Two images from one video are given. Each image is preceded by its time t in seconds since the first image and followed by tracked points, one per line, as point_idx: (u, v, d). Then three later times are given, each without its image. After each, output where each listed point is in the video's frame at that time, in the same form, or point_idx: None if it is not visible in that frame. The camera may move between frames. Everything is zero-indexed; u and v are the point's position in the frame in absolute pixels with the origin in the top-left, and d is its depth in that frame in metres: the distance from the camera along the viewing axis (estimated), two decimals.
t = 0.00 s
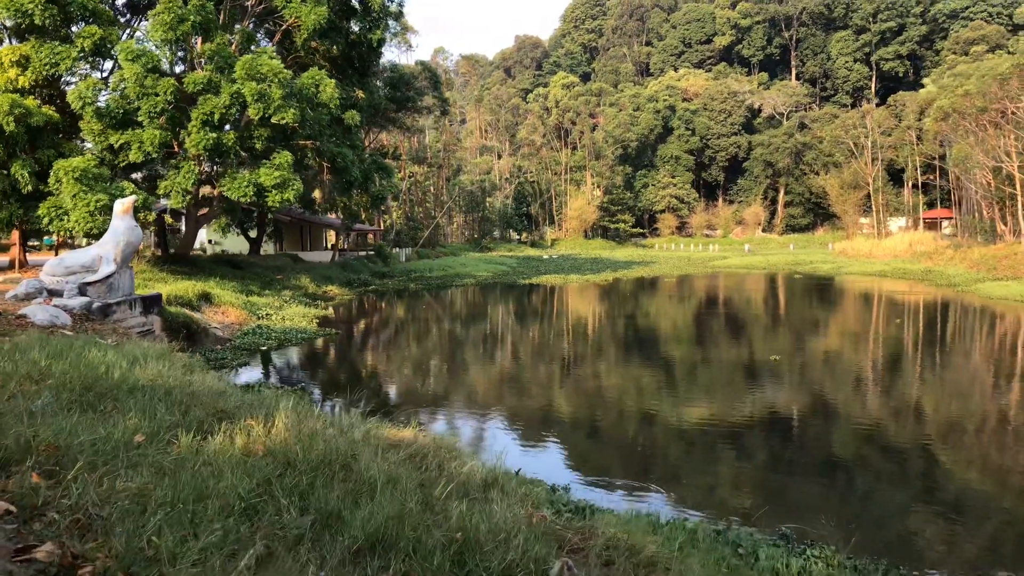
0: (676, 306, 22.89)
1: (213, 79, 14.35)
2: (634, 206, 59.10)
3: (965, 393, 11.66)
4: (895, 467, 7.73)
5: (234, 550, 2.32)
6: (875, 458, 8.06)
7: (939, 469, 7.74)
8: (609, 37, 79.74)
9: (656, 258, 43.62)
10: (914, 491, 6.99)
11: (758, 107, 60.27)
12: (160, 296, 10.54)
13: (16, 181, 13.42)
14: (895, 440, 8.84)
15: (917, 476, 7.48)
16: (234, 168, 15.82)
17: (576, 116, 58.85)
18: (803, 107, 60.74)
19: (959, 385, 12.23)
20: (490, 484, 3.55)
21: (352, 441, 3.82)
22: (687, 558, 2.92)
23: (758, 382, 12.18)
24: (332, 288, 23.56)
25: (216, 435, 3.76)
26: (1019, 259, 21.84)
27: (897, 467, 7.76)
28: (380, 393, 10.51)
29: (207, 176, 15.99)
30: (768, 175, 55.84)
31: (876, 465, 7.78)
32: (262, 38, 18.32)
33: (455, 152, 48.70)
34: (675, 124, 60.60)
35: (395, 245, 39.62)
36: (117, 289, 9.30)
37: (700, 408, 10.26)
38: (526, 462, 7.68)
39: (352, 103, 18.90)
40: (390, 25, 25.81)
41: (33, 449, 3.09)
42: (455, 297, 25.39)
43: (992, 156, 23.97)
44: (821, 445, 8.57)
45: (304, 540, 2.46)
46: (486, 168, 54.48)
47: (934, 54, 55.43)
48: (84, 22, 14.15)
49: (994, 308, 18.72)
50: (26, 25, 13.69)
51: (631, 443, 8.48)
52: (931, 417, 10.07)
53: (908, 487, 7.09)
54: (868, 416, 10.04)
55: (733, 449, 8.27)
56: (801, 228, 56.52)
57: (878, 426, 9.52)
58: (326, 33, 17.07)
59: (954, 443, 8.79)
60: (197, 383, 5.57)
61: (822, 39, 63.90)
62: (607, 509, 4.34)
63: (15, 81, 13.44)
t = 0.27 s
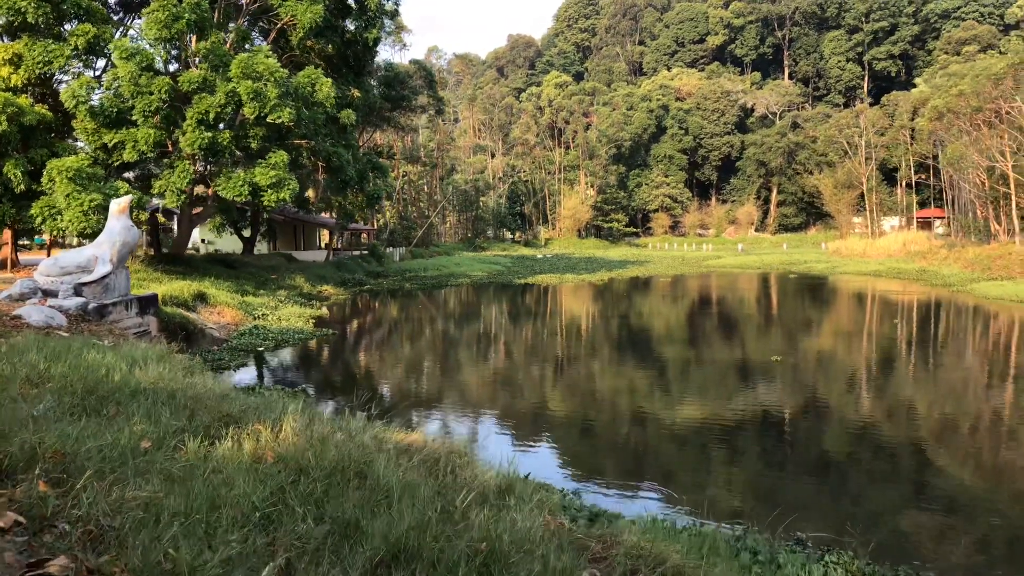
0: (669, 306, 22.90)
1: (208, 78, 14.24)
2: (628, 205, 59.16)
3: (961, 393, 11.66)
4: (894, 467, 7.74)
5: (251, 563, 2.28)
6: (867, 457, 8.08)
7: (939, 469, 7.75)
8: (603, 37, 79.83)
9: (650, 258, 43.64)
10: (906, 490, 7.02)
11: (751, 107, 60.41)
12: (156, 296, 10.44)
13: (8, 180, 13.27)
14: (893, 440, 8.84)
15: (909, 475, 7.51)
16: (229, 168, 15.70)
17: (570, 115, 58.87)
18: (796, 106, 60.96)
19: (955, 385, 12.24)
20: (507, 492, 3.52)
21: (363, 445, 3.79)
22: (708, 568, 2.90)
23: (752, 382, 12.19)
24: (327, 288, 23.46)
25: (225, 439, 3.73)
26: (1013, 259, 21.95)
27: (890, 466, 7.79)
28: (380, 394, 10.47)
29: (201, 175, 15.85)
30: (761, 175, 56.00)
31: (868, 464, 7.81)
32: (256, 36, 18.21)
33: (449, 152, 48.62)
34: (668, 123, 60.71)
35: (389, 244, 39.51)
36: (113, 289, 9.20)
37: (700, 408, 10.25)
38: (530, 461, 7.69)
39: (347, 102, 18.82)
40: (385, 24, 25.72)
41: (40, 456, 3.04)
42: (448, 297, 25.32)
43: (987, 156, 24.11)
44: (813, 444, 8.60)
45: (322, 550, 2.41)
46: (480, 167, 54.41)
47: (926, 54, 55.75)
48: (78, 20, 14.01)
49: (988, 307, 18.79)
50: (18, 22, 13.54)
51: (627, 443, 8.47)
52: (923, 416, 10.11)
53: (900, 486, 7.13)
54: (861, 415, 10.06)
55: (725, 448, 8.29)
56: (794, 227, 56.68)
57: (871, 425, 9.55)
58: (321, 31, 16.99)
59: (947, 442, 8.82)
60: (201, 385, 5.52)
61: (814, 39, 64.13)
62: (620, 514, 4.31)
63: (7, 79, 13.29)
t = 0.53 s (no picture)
0: (662, 306, 22.92)
1: (203, 77, 14.14)
2: (621, 206, 59.22)
3: (956, 394, 11.69)
4: (892, 468, 7.77)
5: (274, 566, 2.27)
6: (859, 457, 8.13)
7: (935, 469, 7.79)
8: (596, 37, 79.92)
9: (644, 258, 43.70)
10: (899, 491, 7.06)
11: (744, 107, 60.61)
12: (153, 297, 10.35)
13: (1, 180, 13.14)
14: (889, 440, 8.89)
15: (901, 475, 7.55)
16: (224, 167, 15.58)
17: (563, 116, 58.90)
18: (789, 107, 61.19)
19: (948, 385, 12.27)
20: (525, 494, 3.57)
21: (374, 447, 3.82)
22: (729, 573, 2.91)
23: (746, 382, 12.22)
24: (322, 289, 23.38)
25: (235, 442, 3.74)
26: (1008, 259, 22.04)
27: (882, 466, 7.83)
28: (379, 394, 10.47)
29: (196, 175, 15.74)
30: (754, 176, 56.18)
31: (860, 464, 7.85)
32: (252, 35, 18.12)
33: (442, 152, 48.54)
34: (661, 124, 60.85)
35: (382, 245, 39.41)
36: (110, 290, 9.11)
37: (698, 408, 10.30)
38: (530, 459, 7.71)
39: (342, 101, 18.71)
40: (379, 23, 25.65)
41: (49, 460, 3.03)
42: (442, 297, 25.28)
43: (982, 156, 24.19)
44: (806, 444, 8.64)
45: (343, 554, 2.41)
46: (474, 167, 54.33)
47: (918, 55, 56.07)
48: (71, 18, 13.88)
49: (981, 307, 18.81)
50: (11, 20, 13.40)
51: (622, 443, 8.48)
52: (916, 417, 10.16)
53: (892, 487, 7.17)
54: (854, 415, 10.10)
55: (719, 448, 8.31)
56: (786, 228, 56.85)
57: (864, 425, 9.59)
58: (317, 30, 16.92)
59: (940, 443, 8.87)
60: (204, 388, 5.53)
61: (807, 40, 64.40)
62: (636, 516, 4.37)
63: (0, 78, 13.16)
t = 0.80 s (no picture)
0: (655, 307, 22.98)
1: (200, 77, 14.06)
2: (615, 207, 59.31)
3: (949, 394, 11.78)
4: (888, 469, 7.85)
5: None
6: (850, 458, 8.20)
7: (930, 470, 7.87)
8: (589, 38, 80.08)
9: (638, 260, 43.79)
10: (889, 491, 7.14)
11: (737, 108, 60.86)
12: (150, 298, 10.29)
13: None
14: (884, 441, 8.98)
15: (892, 475, 7.63)
16: (221, 168, 15.51)
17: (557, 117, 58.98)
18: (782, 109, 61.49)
19: (941, 386, 12.36)
20: (540, 502, 3.69)
21: (384, 454, 3.89)
22: None
23: (739, 383, 12.28)
24: (316, 290, 23.32)
25: (245, 449, 3.79)
26: (1001, 261, 22.23)
27: (873, 466, 7.90)
28: (376, 395, 10.49)
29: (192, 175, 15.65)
30: (746, 177, 56.41)
31: (851, 465, 7.93)
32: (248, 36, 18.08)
33: (436, 152, 48.50)
34: (654, 125, 61.04)
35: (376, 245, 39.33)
36: (107, 291, 9.05)
37: (691, 409, 10.37)
38: (530, 460, 7.76)
39: (338, 102, 18.69)
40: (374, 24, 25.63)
41: (63, 466, 3.06)
42: (436, 299, 25.28)
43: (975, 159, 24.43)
44: (797, 445, 8.71)
45: (368, 566, 2.46)
46: (468, 168, 54.30)
47: (910, 57, 56.51)
48: (66, 18, 13.78)
49: (974, 309, 18.91)
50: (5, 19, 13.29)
51: (617, 444, 8.53)
52: (907, 417, 10.25)
53: (883, 487, 7.24)
54: (846, 416, 10.17)
55: (710, 449, 8.37)
56: (778, 229, 57.06)
57: (855, 426, 9.67)
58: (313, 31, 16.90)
59: (931, 443, 8.95)
60: (208, 392, 5.56)
61: (799, 41, 64.75)
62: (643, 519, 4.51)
63: None
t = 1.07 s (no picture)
0: (645, 307, 22.99)
1: (192, 75, 13.92)
2: (607, 207, 59.34)
3: (941, 394, 11.84)
4: (878, 468, 7.90)
5: None
6: (840, 457, 8.25)
7: (924, 469, 7.93)
8: (580, 38, 80.14)
9: (630, 260, 43.82)
10: (880, 491, 7.19)
11: (728, 109, 61.09)
12: (143, 297, 10.17)
13: None
14: (877, 440, 9.04)
15: (882, 474, 7.68)
16: (213, 166, 15.34)
17: (549, 116, 58.98)
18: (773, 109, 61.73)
19: (933, 386, 12.42)
20: (555, 504, 3.74)
21: (389, 455, 3.93)
22: None
23: (727, 382, 12.35)
24: (309, 290, 23.19)
25: (249, 452, 3.83)
26: (995, 262, 22.41)
27: (863, 466, 7.95)
28: (370, 395, 10.47)
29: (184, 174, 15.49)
30: (738, 177, 56.59)
31: (841, 464, 7.98)
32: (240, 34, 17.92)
33: (427, 152, 48.35)
34: (646, 125, 61.17)
35: (368, 245, 39.19)
36: (100, 291, 8.93)
37: (683, 408, 10.41)
38: (529, 459, 7.78)
39: (332, 100, 18.55)
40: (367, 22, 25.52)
41: (68, 469, 3.08)
42: (426, 299, 25.22)
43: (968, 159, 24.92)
44: (788, 444, 8.76)
45: (385, 569, 2.51)
46: (460, 167, 54.20)
47: (900, 58, 56.93)
48: (56, 14, 13.59)
49: (966, 308, 19.00)
50: None
51: (608, 443, 8.55)
52: (896, 416, 10.31)
53: (872, 486, 7.29)
54: (836, 415, 10.22)
55: (701, 449, 8.40)
56: (769, 229, 57.27)
57: (844, 425, 9.72)
58: (307, 29, 16.82)
59: (922, 442, 9.01)
60: (208, 393, 5.59)
61: (790, 42, 65.06)
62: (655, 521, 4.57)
63: None
